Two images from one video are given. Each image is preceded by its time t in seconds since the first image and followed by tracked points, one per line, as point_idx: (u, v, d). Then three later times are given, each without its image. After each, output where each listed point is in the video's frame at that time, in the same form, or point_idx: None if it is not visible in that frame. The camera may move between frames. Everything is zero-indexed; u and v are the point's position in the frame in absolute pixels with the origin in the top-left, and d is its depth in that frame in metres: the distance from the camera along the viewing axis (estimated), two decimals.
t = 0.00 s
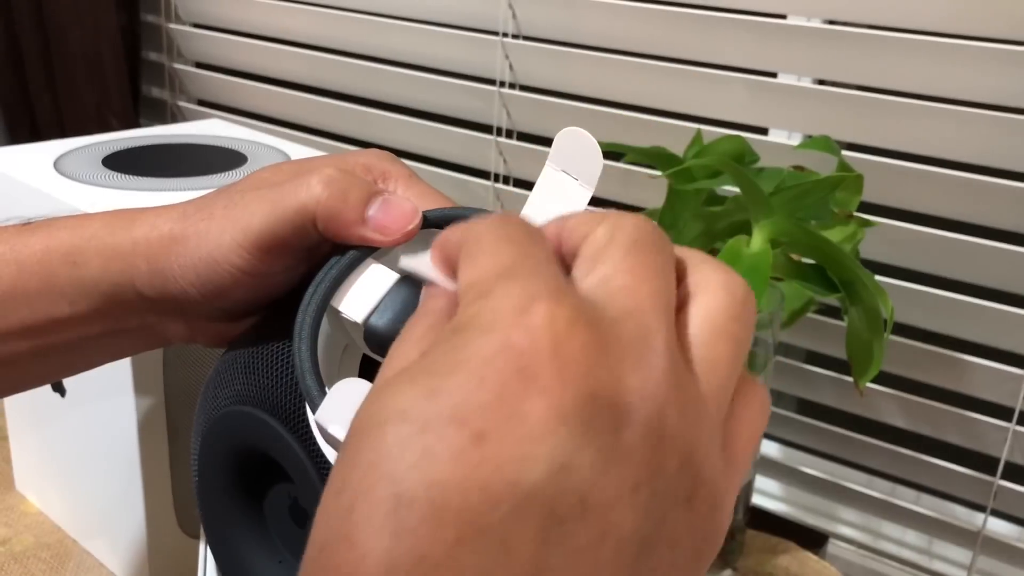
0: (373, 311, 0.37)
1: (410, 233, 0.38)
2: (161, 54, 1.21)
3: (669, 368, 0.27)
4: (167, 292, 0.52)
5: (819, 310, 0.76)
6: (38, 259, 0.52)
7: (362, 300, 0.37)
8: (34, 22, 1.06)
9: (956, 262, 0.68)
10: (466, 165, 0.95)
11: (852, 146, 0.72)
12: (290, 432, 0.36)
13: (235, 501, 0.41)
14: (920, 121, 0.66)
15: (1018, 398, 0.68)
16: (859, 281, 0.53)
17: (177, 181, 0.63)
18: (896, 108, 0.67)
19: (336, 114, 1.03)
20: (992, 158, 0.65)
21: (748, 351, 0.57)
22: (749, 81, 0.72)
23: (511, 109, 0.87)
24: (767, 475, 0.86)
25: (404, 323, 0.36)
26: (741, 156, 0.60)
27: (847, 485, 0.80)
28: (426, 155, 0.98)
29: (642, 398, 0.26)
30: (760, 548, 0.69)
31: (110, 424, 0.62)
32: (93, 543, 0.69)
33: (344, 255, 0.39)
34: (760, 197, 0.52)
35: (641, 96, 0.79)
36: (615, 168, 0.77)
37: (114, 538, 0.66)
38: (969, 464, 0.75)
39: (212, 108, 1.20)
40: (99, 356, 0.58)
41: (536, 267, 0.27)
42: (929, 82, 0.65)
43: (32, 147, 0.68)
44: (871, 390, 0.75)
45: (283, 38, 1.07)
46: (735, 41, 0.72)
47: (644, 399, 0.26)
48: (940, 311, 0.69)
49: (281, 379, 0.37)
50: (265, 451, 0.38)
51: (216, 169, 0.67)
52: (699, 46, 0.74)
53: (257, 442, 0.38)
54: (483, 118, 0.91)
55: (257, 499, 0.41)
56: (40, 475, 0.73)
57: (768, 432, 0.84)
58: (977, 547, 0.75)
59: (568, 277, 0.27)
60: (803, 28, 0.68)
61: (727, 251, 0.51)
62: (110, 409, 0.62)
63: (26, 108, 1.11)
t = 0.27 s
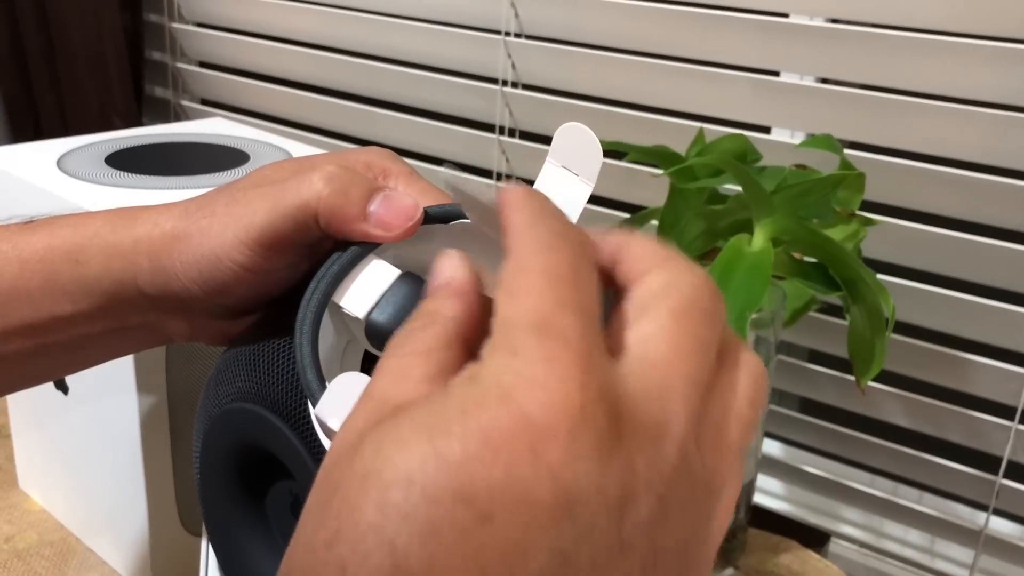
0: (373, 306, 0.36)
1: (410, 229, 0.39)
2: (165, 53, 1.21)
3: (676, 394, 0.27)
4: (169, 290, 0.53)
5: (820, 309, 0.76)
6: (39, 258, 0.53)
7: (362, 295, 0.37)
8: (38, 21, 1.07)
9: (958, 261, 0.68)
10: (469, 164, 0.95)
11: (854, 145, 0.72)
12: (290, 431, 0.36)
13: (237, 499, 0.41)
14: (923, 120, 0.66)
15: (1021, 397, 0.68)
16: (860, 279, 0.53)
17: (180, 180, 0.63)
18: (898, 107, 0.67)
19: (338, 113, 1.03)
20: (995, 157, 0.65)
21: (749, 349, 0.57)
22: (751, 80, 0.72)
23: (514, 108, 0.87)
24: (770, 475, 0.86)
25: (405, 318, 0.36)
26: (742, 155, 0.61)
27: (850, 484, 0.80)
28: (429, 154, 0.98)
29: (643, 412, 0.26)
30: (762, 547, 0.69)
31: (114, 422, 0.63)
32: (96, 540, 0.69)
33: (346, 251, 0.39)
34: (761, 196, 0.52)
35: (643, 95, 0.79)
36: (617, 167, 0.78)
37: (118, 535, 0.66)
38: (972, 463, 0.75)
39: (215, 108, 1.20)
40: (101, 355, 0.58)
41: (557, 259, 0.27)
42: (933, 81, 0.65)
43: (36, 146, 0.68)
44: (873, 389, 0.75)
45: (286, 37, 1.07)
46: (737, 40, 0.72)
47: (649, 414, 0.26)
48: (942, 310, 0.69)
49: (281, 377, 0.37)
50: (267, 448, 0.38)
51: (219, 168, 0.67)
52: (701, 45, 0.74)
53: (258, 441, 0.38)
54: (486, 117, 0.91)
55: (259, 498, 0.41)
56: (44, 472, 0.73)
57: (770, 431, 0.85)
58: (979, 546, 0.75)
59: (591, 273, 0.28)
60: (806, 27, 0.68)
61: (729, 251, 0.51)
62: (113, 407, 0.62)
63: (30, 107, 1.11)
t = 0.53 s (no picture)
0: (381, 301, 0.37)
1: (419, 221, 0.37)
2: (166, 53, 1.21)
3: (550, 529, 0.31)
4: (168, 287, 0.53)
5: (821, 308, 0.76)
6: (39, 256, 0.53)
7: (371, 291, 0.37)
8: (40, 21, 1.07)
9: (958, 261, 0.68)
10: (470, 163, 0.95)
11: (854, 144, 0.72)
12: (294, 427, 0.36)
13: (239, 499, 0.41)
14: (923, 119, 0.66)
15: (1020, 396, 0.68)
16: (860, 278, 0.53)
17: (180, 178, 0.63)
18: (899, 106, 0.67)
19: (339, 112, 1.04)
20: (995, 156, 0.65)
21: (748, 349, 0.57)
22: (752, 80, 0.72)
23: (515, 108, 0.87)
24: (770, 474, 0.86)
25: (411, 318, 0.36)
26: (742, 154, 0.61)
27: (850, 483, 0.80)
28: (430, 153, 0.98)
29: (515, 545, 0.29)
30: (762, 546, 0.69)
31: (114, 421, 0.63)
32: (97, 539, 0.69)
33: (352, 245, 0.38)
34: (761, 195, 0.52)
35: (643, 95, 0.79)
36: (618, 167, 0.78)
37: (118, 533, 0.66)
38: (972, 462, 0.75)
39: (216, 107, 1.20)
40: (100, 354, 0.58)
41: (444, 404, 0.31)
42: (933, 81, 0.65)
43: (36, 145, 0.68)
44: (874, 389, 0.75)
45: (287, 37, 1.07)
46: (738, 39, 0.72)
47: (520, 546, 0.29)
48: (942, 309, 0.69)
49: (286, 373, 0.37)
50: (267, 446, 0.38)
51: (220, 166, 0.67)
52: (702, 44, 0.74)
53: (259, 438, 0.38)
54: (487, 116, 0.91)
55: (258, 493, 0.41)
56: (45, 471, 0.73)
57: (770, 431, 0.85)
58: (979, 546, 0.75)
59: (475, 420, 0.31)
60: (806, 26, 0.68)
61: (728, 250, 0.51)
62: (114, 405, 0.62)
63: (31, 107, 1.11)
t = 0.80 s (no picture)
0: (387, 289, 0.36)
1: (423, 209, 0.38)
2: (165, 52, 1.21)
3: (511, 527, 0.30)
4: (169, 285, 0.53)
5: (819, 307, 0.76)
6: (38, 254, 0.53)
7: (377, 279, 0.36)
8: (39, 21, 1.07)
9: (957, 261, 0.68)
10: (469, 163, 0.95)
11: (853, 144, 0.72)
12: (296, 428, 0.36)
13: (238, 500, 0.41)
14: (921, 119, 0.66)
15: (1019, 396, 0.68)
16: (858, 278, 0.53)
17: (179, 178, 0.63)
18: (897, 106, 0.67)
19: (339, 112, 1.04)
20: (993, 156, 0.65)
21: (745, 348, 0.57)
22: (750, 79, 0.72)
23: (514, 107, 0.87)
24: (769, 474, 0.86)
25: (419, 305, 0.35)
26: (741, 154, 0.61)
27: (849, 483, 0.80)
28: (430, 153, 0.98)
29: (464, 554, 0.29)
30: (760, 546, 0.69)
31: (112, 421, 0.63)
32: (95, 539, 0.69)
33: (359, 233, 0.38)
34: (759, 195, 0.52)
35: (643, 94, 0.79)
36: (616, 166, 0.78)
37: (117, 533, 0.66)
38: (971, 462, 0.75)
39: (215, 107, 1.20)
40: (96, 356, 0.58)
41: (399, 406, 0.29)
42: (932, 81, 0.65)
43: (35, 145, 0.68)
44: (873, 389, 0.75)
45: (287, 36, 1.07)
46: (737, 39, 0.72)
47: (477, 556, 0.29)
48: (941, 309, 0.69)
49: (287, 372, 0.37)
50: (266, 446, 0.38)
51: (218, 166, 0.67)
52: (701, 44, 0.74)
53: (257, 438, 0.38)
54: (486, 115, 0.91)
55: (256, 492, 0.41)
56: (44, 471, 0.73)
57: (769, 431, 0.85)
58: (978, 545, 0.75)
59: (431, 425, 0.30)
60: (805, 26, 0.68)
61: (727, 249, 0.50)
62: (111, 405, 0.62)
63: (30, 107, 1.11)
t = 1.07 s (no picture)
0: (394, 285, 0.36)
1: (430, 206, 0.38)
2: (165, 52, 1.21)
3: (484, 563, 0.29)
4: (171, 287, 0.53)
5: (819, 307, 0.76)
6: (37, 257, 0.53)
7: (384, 276, 0.36)
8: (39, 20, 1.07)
9: (957, 261, 0.68)
10: (469, 163, 0.95)
11: (853, 144, 0.72)
12: (299, 432, 0.36)
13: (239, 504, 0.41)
14: (921, 119, 0.66)
15: (1019, 396, 0.68)
16: (857, 278, 0.53)
17: (180, 178, 0.63)
18: (898, 107, 0.67)
19: (339, 112, 1.04)
20: (993, 156, 0.65)
21: (745, 349, 0.57)
22: (750, 80, 0.72)
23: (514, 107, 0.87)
24: (769, 474, 0.86)
25: (426, 301, 0.35)
26: (741, 153, 0.61)
27: (849, 484, 0.80)
28: (430, 153, 0.98)
29: None
30: (760, 546, 0.69)
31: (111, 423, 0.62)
32: (94, 540, 0.69)
33: (365, 231, 0.37)
34: (758, 195, 0.52)
35: (642, 94, 0.79)
36: (617, 167, 0.78)
37: (116, 534, 0.66)
38: (971, 462, 0.75)
39: (215, 107, 1.20)
40: (94, 360, 0.57)
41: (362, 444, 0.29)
42: (932, 81, 0.65)
43: (35, 146, 0.68)
44: (873, 389, 0.75)
45: (287, 36, 1.07)
46: (737, 39, 0.72)
47: None
48: (941, 309, 0.69)
49: (290, 376, 0.37)
50: (268, 451, 0.38)
51: (217, 166, 0.67)
52: (701, 45, 0.74)
53: (260, 443, 0.38)
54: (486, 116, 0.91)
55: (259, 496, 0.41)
56: (43, 471, 0.73)
57: (769, 431, 0.84)
58: (978, 546, 0.75)
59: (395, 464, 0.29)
60: (805, 27, 0.68)
61: (727, 250, 0.50)
62: (110, 407, 0.62)
63: (30, 107, 1.11)
